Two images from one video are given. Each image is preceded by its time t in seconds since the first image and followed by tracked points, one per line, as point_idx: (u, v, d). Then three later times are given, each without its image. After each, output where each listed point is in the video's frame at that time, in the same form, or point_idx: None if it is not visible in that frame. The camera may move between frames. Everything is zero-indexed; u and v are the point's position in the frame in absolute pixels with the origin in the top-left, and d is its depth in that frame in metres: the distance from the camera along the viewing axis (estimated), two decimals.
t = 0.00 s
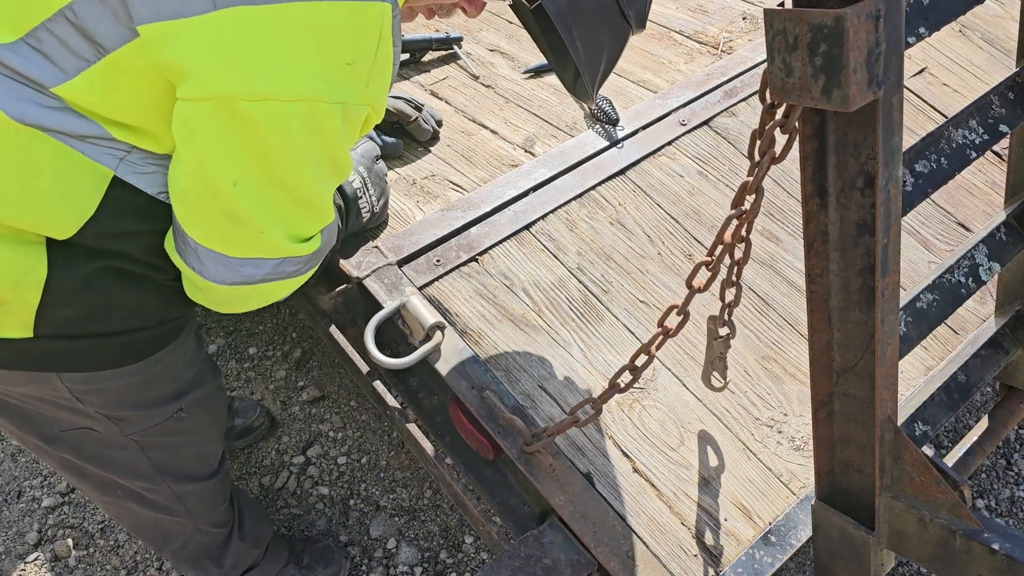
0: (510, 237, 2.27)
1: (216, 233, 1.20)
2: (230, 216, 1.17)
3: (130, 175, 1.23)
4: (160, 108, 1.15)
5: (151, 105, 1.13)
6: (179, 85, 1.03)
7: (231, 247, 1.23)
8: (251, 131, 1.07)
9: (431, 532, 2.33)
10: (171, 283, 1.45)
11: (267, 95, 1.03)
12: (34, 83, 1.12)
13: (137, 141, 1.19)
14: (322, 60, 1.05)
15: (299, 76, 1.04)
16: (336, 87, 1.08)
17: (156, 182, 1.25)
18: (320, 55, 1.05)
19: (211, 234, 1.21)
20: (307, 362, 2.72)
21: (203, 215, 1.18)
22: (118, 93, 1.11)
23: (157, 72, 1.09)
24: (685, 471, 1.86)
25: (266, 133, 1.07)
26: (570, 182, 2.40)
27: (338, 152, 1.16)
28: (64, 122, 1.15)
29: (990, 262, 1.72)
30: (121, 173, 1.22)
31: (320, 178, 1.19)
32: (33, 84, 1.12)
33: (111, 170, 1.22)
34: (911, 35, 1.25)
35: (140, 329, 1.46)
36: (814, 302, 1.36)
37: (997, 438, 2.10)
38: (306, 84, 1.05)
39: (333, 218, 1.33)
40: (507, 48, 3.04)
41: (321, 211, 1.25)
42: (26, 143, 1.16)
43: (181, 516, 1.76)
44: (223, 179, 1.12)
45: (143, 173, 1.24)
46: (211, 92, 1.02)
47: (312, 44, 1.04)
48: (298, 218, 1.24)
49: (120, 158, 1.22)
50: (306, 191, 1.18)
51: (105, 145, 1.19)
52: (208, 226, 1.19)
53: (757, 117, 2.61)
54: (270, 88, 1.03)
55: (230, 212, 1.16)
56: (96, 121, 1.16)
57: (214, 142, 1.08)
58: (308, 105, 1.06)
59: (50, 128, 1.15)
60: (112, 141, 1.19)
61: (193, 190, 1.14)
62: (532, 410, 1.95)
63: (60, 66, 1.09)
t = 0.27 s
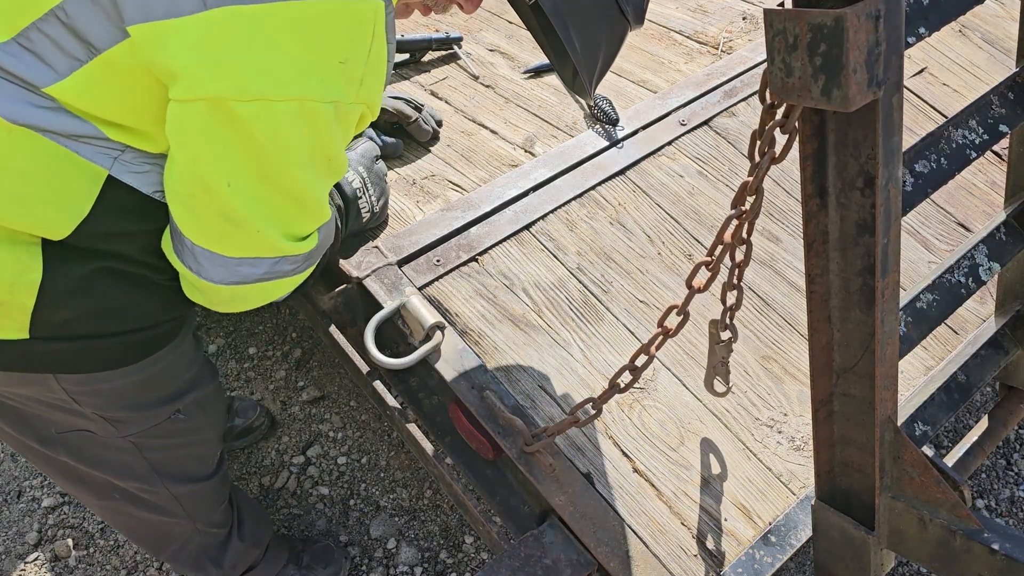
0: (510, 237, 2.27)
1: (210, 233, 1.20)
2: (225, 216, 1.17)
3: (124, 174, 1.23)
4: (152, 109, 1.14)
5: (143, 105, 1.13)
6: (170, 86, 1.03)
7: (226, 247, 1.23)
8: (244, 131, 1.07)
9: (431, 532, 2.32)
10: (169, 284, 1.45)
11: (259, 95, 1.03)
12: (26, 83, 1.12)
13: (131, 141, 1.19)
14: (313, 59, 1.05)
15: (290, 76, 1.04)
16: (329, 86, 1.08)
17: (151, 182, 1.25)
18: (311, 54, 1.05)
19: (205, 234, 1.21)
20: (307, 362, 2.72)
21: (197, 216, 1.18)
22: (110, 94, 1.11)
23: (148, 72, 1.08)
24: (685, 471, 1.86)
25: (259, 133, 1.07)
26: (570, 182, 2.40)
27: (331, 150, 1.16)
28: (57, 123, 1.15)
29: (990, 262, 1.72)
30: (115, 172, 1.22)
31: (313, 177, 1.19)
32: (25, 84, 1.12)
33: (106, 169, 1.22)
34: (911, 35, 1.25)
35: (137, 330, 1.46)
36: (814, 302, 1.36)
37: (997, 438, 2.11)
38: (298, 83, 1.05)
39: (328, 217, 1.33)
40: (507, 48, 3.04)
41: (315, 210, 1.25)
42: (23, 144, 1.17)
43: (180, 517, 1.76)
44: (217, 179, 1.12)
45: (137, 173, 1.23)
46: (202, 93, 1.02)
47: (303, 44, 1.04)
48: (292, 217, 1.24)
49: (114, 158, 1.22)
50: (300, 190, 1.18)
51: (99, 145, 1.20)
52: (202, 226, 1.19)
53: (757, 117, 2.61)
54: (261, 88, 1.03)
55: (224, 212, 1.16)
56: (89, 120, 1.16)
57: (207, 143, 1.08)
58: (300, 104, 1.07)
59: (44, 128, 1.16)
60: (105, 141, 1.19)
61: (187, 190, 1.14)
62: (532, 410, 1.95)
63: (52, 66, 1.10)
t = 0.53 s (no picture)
0: (510, 237, 2.27)
1: (206, 233, 1.20)
2: (220, 215, 1.17)
3: (120, 172, 1.23)
4: (148, 107, 1.14)
5: (138, 104, 1.13)
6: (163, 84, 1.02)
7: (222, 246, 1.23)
8: (239, 130, 1.07)
9: (431, 532, 2.32)
10: (167, 283, 1.45)
11: (252, 94, 1.03)
12: (21, 82, 1.13)
13: (126, 139, 1.19)
14: (308, 58, 1.06)
15: (284, 74, 1.04)
16: (322, 84, 1.08)
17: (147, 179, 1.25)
18: (304, 53, 1.05)
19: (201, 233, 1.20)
20: (307, 362, 2.72)
21: (192, 214, 1.18)
22: (106, 92, 1.11)
23: (143, 71, 1.08)
24: (685, 471, 1.86)
25: (253, 131, 1.07)
26: (570, 182, 2.40)
27: (326, 148, 1.16)
28: (52, 121, 1.15)
29: (990, 262, 1.72)
30: (111, 170, 1.22)
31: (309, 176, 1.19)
32: (20, 83, 1.13)
33: (102, 167, 1.22)
34: (911, 35, 1.25)
35: (135, 329, 1.46)
36: (814, 302, 1.36)
37: (997, 438, 2.11)
38: (293, 81, 1.05)
39: (325, 215, 1.33)
40: (507, 48, 3.04)
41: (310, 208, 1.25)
42: (20, 144, 1.18)
43: (179, 517, 1.76)
44: (212, 178, 1.12)
45: (133, 170, 1.23)
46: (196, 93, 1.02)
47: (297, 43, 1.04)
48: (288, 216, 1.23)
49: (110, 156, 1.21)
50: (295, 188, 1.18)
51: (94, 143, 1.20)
52: (197, 225, 1.19)
53: (757, 117, 2.61)
54: (255, 87, 1.03)
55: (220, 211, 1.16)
56: (85, 118, 1.16)
57: (202, 142, 1.08)
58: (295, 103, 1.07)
59: (39, 126, 1.16)
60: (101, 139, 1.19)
61: (182, 189, 1.14)
62: (532, 410, 1.95)
63: (48, 64, 1.10)
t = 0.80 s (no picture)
0: (510, 237, 2.27)
1: (204, 232, 1.20)
2: (218, 214, 1.17)
3: (118, 171, 1.23)
4: (146, 107, 1.15)
5: (135, 103, 1.13)
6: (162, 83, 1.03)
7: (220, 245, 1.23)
8: (237, 130, 1.07)
9: (431, 532, 2.32)
10: (166, 282, 1.45)
11: (250, 93, 1.03)
12: (18, 81, 1.13)
13: (123, 138, 1.20)
14: (307, 58, 1.06)
15: (283, 74, 1.04)
16: (321, 84, 1.09)
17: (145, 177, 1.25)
18: (303, 53, 1.05)
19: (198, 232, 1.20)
20: (307, 362, 2.72)
21: (190, 214, 1.18)
22: (103, 91, 1.11)
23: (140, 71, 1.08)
24: (685, 471, 1.86)
25: (251, 131, 1.07)
26: (570, 182, 2.40)
27: (324, 148, 1.17)
28: (51, 121, 1.16)
29: (990, 262, 1.72)
30: (109, 168, 1.22)
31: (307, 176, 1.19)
32: (18, 82, 1.13)
33: (100, 165, 1.22)
34: (911, 35, 1.25)
35: (132, 330, 1.45)
36: (814, 302, 1.36)
37: (997, 438, 2.10)
38: (291, 81, 1.05)
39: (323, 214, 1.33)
40: (507, 48, 3.04)
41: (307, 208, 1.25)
42: (19, 143, 1.18)
43: (179, 518, 1.76)
44: (210, 177, 1.12)
45: (131, 169, 1.23)
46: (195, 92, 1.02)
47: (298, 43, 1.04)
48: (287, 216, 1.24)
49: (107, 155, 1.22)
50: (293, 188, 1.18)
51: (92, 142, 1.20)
52: (195, 224, 1.19)
53: (758, 117, 2.61)
54: (254, 87, 1.03)
55: (218, 211, 1.16)
56: (83, 118, 1.17)
57: (200, 142, 1.08)
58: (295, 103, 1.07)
59: (38, 126, 1.16)
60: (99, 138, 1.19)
61: (180, 188, 1.14)
62: (532, 410, 1.95)
63: (45, 63, 1.10)
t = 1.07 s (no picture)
0: (510, 237, 2.27)
1: (202, 230, 1.20)
2: (217, 213, 1.17)
3: (115, 170, 1.23)
4: (143, 107, 1.15)
5: (131, 102, 1.13)
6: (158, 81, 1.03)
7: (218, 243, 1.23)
8: (233, 128, 1.07)
9: (431, 532, 2.32)
10: (165, 282, 1.45)
11: (247, 90, 1.03)
12: (15, 82, 1.13)
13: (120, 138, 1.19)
14: (303, 55, 1.06)
15: (279, 71, 1.05)
16: (317, 81, 1.09)
17: (142, 176, 1.25)
18: (300, 50, 1.06)
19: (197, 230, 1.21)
20: (307, 362, 2.72)
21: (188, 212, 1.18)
22: (99, 91, 1.11)
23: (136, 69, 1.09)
24: (685, 471, 1.86)
25: (248, 127, 1.07)
26: (570, 182, 2.40)
27: (321, 143, 1.17)
28: (47, 121, 1.16)
29: (990, 262, 1.72)
30: (106, 168, 1.22)
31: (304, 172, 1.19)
32: (15, 83, 1.13)
33: (97, 165, 1.22)
34: (911, 35, 1.25)
35: (132, 330, 1.45)
36: (814, 302, 1.36)
37: (997, 438, 2.10)
38: (288, 78, 1.06)
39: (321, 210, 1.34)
40: (507, 48, 3.04)
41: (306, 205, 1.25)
42: (17, 145, 1.18)
43: (179, 518, 1.75)
44: (208, 176, 1.12)
45: (128, 168, 1.23)
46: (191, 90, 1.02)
47: (292, 38, 1.04)
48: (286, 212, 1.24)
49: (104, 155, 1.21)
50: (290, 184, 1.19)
51: (89, 142, 1.20)
52: (194, 223, 1.19)
53: (758, 117, 2.61)
54: (251, 83, 1.03)
55: (217, 210, 1.16)
56: (80, 118, 1.17)
57: (197, 141, 1.08)
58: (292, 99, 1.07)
59: (36, 126, 1.17)
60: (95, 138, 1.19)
61: (178, 187, 1.14)
62: (532, 410, 1.95)
63: (40, 62, 1.10)
